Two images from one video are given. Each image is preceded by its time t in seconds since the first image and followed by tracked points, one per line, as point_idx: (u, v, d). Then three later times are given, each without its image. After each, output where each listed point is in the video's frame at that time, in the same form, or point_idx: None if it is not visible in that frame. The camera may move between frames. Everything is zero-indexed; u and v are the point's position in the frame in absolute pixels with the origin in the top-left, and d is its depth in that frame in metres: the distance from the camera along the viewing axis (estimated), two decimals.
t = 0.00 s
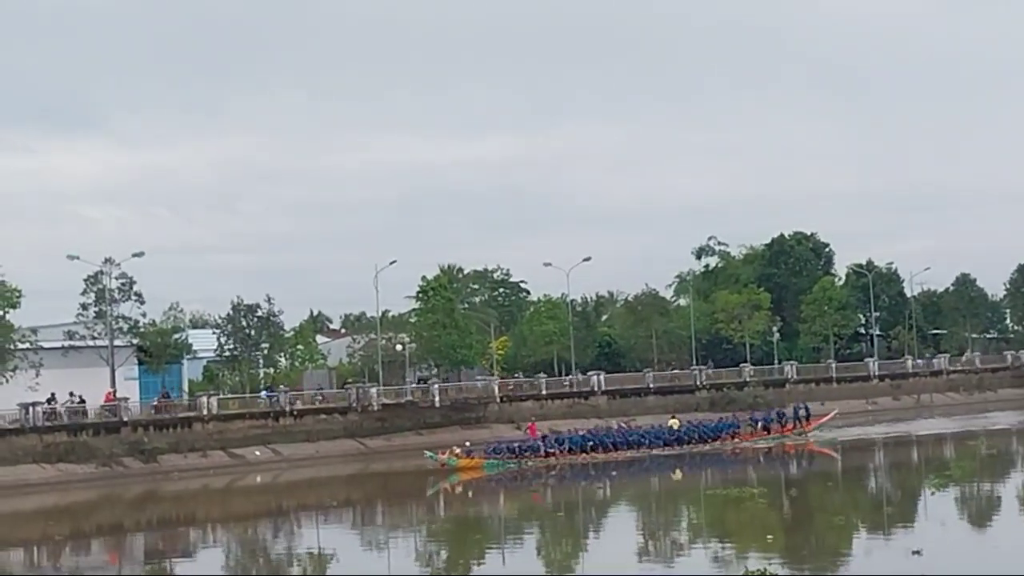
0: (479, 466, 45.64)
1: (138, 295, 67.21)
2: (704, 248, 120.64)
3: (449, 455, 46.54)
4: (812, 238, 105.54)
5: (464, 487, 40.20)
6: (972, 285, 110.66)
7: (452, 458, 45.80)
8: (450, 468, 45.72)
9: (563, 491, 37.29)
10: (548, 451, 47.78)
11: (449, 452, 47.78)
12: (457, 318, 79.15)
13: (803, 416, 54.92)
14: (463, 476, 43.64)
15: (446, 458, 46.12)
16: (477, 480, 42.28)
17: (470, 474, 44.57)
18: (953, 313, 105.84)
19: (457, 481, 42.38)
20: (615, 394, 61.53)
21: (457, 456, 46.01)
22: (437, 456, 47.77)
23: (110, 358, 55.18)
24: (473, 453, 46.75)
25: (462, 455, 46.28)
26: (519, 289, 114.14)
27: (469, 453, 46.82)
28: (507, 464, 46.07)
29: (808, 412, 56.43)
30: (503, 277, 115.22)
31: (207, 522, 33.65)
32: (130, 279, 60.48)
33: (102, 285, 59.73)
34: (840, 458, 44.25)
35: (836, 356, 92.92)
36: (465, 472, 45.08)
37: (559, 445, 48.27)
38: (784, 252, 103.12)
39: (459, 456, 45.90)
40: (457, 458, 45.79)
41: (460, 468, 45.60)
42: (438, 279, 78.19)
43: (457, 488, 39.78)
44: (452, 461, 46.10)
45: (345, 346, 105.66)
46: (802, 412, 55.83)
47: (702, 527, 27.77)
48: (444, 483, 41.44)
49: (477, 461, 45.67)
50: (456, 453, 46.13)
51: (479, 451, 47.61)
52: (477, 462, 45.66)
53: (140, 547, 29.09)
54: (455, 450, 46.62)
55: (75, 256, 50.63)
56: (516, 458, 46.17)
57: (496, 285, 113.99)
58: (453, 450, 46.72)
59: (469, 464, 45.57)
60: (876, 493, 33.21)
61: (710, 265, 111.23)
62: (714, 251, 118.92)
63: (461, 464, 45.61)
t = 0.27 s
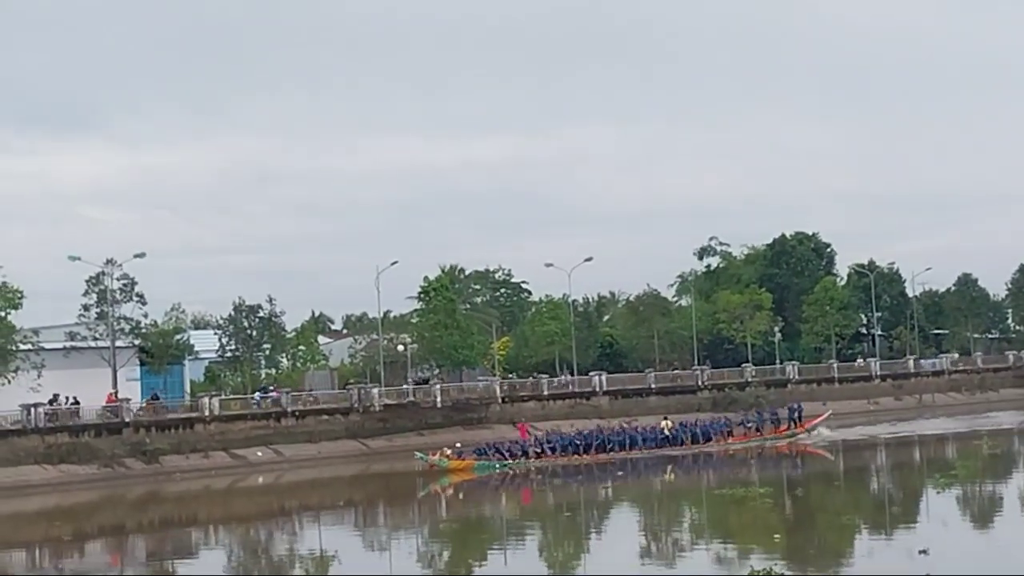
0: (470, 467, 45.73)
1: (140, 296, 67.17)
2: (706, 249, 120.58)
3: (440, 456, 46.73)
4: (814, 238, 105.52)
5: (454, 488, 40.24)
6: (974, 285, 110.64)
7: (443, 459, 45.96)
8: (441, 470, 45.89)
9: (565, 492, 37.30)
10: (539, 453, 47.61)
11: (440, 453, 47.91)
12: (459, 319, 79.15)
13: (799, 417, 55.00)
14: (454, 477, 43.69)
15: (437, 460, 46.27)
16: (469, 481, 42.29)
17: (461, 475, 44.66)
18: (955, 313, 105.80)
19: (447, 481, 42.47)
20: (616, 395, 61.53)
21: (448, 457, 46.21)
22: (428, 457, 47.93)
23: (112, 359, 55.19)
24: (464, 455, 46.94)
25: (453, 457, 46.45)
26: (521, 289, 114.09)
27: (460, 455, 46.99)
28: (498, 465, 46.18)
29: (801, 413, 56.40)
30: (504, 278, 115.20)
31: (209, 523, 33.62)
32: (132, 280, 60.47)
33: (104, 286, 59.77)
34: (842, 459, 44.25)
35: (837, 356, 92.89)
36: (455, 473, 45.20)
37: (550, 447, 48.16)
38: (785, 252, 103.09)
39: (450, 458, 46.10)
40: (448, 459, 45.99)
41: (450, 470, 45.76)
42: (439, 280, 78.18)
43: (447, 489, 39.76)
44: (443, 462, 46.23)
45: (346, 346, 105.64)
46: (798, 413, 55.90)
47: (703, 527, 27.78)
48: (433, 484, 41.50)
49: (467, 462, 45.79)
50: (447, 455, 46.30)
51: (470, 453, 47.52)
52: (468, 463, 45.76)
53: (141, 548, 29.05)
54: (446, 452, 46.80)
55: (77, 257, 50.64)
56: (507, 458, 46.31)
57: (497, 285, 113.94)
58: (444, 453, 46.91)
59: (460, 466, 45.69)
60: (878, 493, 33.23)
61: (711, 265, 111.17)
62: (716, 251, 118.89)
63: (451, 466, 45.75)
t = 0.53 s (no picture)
0: (461, 467, 45.31)
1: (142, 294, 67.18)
2: (709, 248, 120.49)
3: (431, 456, 46.37)
4: (816, 236, 105.49)
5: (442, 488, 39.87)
6: (976, 283, 110.62)
7: (433, 459, 45.63)
8: (432, 469, 45.53)
9: (567, 490, 37.31)
10: (531, 453, 47.30)
11: (431, 453, 47.57)
12: (461, 317, 79.15)
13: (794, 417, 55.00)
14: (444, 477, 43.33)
15: (428, 459, 45.89)
16: (459, 481, 41.94)
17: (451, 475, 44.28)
18: (957, 312, 105.75)
19: (437, 481, 42.11)
20: (618, 393, 61.50)
21: (439, 457, 45.82)
22: (419, 457, 47.56)
23: (114, 358, 55.23)
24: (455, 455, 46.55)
25: (444, 457, 46.11)
26: (523, 287, 114.07)
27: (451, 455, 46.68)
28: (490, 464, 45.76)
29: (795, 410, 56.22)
30: (507, 276, 115.19)
31: (211, 521, 33.61)
32: (134, 278, 60.50)
33: (106, 284, 59.78)
34: (843, 457, 44.22)
35: (840, 355, 92.82)
36: (445, 472, 44.84)
37: (542, 447, 47.90)
38: (788, 251, 103.06)
39: (441, 457, 45.71)
40: (438, 458, 45.60)
41: (441, 469, 45.39)
42: (442, 278, 78.19)
43: (438, 490, 39.35)
44: (434, 461, 45.87)
45: (349, 345, 105.63)
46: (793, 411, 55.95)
47: (706, 525, 27.79)
48: (423, 484, 41.10)
49: (458, 461, 45.42)
50: (437, 454, 45.97)
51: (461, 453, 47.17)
52: (459, 463, 45.37)
53: (143, 547, 29.02)
54: (437, 452, 46.44)
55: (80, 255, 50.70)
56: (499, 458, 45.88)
57: (500, 284, 113.91)
58: (435, 452, 46.55)
59: (451, 465, 45.33)
60: (880, 491, 33.24)
61: (714, 264, 111.14)
62: (718, 249, 118.87)
63: (442, 466, 45.37)
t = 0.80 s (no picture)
0: (454, 461, 45.05)
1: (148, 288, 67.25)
2: (714, 242, 120.36)
3: (423, 450, 45.97)
4: (821, 231, 105.37)
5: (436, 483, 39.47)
6: (982, 278, 110.47)
7: (426, 454, 45.13)
8: (424, 465, 45.14)
9: (572, 485, 37.27)
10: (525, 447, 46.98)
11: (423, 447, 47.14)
12: (466, 311, 79.17)
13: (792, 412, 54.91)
14: (437, 472, 42.97)
15: (421, 455, 45.50)
16: (452, 476, 41.60)
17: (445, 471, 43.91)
18: (963, 306, 105.60)
19: (429, 477, 41.71)
20: (624, 388, 61.46)
21: (431, 452, 45.45)
22: (411, 451, 47.12)
23: (120, 351, 55.31)
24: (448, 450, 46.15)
25: (436, 452, 45.67)
26: (528, 282, 114.09)
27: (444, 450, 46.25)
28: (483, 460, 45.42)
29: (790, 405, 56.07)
30: (512, 270, 115.21)
31: (216, 514, 33.62)
32: (139, 271, 60.55)
33: (111, 278, 59.80)
34: (849, 452, 44.16)
35: (845, 350, 92.69)
36: (438, 468, 44.44)
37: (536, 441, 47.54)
38: (793, 245, 102.96)
39: (434, 452, 45.31)
40: (431, 453, 45.20)
41: (434, 464, 45.01)
42: (447, 272, 78.19)
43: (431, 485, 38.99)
44: (426, 456, 45.42)
45: (354, 338, 105.71)
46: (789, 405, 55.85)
47: (711, 520, 27.77)
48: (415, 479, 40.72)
49: (451, 456, 45.08)
50: (430, 449, 45.50)
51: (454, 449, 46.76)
52: (452, 458, 45.11)
53: (149, 539, 29.05)
54: (430, 447, 46.06)
55: (86, 249, 50.74)
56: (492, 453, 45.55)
57: (505, 278, 113.93)
58: (428, 447, 46.15)
59: (444, 460, 44.95)
60: (885, 486, 33.19)
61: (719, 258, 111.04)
62: (724, 244, 118.76)
63: (435, 461, 45.01)
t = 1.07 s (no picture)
0: (449, 451, 44.98)
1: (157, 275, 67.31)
2: (723, 232, 120.12)
3: (419, 440, 45.91)
4: (830, 222, 105.12)
5: (431, 473, 39.33)
6: (990, 269, 110.21)
7: (421, 444, 45.14)
8: (420, 454, 45.11)
9: (579, 474, 37.27)
10: (522, 437, 46.85)
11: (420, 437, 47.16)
12: (474, 300, 79.16)
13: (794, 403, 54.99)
14: (432, 462, 42.82)
15: (416, 444, 45.49)
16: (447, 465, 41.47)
17: (440, 460, 43.81)
18: (972, 297, 105.36)
19: (425, 466, 41.58)
20: (631, 377, 61.44)
21: (427, 441, 45.40)
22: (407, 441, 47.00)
23: (128, 338, 55.39)
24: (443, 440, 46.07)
25: (432, 442, 45.64)
26: (536, 271, 114.06)
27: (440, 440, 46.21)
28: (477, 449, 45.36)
29: (790, 399, 55.99)
30: (519, 259, 115.14)
31: (224, 502, 33.68)
32: (148, 259, 60.57)
33: (120, 265, 59.87)
34: (856, 442, 44.11)
35: (853, 340, 92.51)
36: (433, 457, 44.39)
37: (533, 432, 47.40)
38: (802, 236, 102.74)
39: (429, 442, 45.32)
40: (427, 443, 45.17)
41: (429, 454, 44.96)
42: (455, 261, 78.17)
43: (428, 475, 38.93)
44: (421, 447, 45.41)
45: (362, 327, 105.78)
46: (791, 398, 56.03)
47: (717, 509, 27.77)
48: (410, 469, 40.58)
49: (446, 447, 45.07)
50: (426, 439, 45.52)
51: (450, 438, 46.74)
52: (448, 447, 45.08)
53: (156, 527, 29.09)
54: (426, 437, 46.05)
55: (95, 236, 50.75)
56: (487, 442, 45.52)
57: (513, 267, 113.87)
58: (424, 437, 46.14)
59: (439, 450, 44.94)
60: (893, 477, 33.14)
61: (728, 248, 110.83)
62: (733, 234, 118.56)
63: (430, 450, 45.02)
